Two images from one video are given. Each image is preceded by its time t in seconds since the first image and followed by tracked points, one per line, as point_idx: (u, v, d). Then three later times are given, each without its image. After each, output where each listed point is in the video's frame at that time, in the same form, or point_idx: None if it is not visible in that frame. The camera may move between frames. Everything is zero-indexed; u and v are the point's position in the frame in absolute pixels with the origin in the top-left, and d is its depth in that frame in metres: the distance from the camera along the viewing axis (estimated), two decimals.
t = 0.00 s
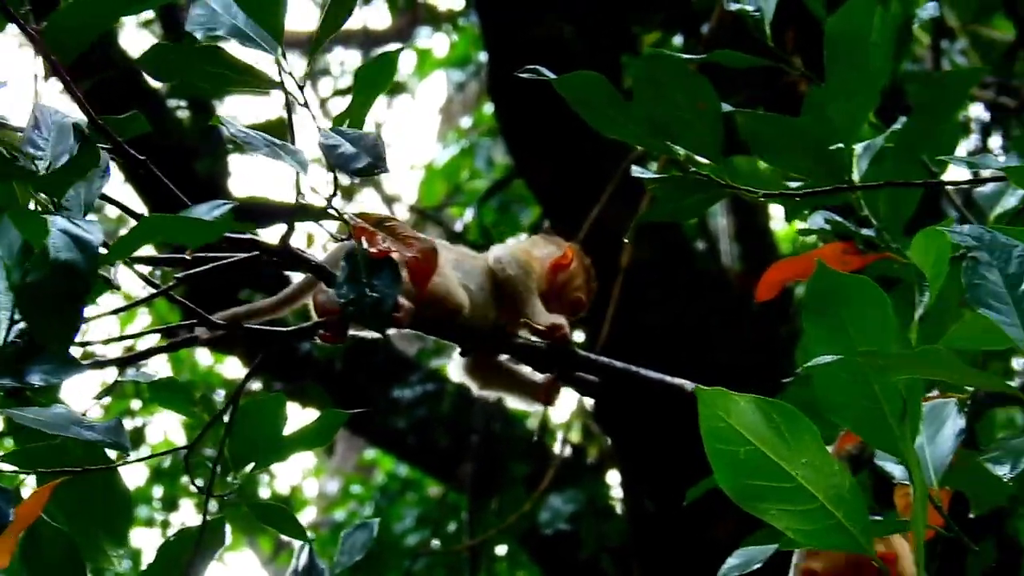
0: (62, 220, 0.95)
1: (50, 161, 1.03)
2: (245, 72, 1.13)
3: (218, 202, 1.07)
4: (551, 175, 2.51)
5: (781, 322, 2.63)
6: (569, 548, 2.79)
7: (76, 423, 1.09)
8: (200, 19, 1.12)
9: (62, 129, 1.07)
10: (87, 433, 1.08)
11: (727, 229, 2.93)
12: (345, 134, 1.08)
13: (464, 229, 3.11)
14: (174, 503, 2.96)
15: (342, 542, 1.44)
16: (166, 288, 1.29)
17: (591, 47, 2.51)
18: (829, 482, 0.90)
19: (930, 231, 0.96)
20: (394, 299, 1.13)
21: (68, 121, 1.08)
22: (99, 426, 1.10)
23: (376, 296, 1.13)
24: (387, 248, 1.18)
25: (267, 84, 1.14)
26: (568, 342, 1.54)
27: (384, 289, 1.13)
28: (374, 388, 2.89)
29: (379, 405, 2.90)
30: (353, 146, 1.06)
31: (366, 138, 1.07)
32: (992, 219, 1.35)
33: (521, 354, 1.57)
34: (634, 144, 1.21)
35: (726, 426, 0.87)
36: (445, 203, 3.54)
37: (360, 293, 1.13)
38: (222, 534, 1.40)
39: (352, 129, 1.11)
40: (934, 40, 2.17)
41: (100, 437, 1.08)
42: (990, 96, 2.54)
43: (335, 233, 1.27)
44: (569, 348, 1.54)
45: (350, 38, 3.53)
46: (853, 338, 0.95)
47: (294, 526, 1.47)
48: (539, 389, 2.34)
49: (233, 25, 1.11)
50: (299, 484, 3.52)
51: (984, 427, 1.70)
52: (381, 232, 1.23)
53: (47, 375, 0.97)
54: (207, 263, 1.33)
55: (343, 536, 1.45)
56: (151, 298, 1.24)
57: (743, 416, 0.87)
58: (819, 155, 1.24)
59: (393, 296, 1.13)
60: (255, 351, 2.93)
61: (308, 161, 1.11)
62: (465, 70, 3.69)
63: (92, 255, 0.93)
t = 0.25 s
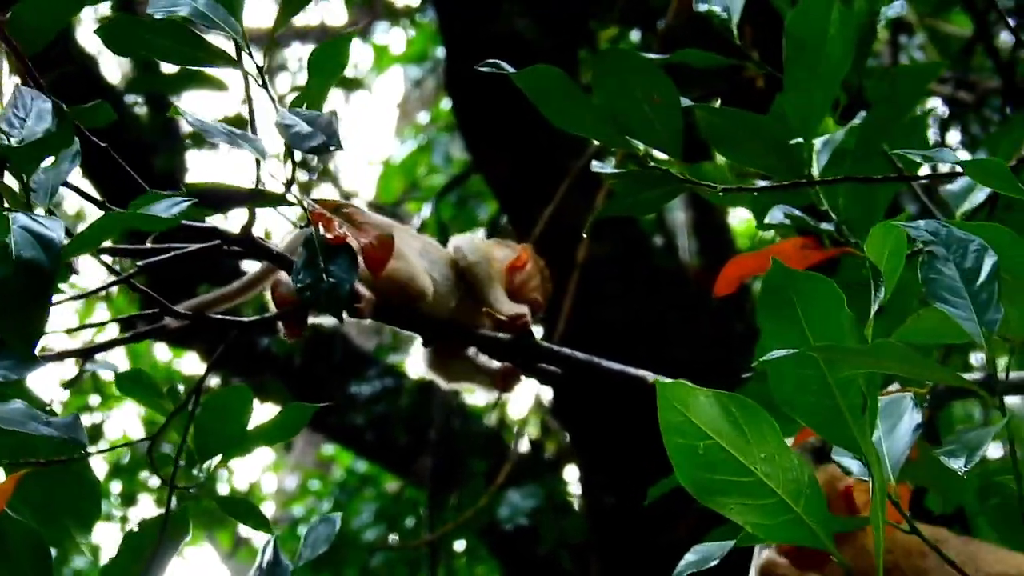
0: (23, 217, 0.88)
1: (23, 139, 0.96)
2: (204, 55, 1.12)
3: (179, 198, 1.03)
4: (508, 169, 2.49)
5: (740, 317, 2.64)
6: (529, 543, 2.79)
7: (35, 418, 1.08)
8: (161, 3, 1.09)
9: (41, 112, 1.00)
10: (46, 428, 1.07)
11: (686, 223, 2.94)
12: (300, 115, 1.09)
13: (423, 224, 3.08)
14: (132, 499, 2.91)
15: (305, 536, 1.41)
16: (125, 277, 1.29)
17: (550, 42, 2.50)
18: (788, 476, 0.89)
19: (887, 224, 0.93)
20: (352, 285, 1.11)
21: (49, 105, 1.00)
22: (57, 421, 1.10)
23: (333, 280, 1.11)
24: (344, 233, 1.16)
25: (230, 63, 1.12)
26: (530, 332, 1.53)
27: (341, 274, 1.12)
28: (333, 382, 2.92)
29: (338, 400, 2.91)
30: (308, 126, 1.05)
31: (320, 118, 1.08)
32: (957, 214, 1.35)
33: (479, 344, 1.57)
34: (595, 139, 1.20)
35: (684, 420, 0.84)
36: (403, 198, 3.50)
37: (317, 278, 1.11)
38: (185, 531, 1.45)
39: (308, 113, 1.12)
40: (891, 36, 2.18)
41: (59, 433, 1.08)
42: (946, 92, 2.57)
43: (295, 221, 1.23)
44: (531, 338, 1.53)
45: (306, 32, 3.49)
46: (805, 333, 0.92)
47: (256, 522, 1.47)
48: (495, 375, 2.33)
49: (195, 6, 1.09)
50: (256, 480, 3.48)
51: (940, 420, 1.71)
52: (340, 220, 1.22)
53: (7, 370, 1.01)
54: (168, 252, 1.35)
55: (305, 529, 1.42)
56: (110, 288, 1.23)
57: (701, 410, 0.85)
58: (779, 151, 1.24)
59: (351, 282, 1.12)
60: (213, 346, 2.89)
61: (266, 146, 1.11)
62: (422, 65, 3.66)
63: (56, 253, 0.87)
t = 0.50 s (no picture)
0: (17, 194, 0.90)
1: None
2: (181, 41, 1.13)
3: (170, 180, 1.05)
4: (491, 158, 2.48)
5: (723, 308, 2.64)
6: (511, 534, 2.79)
7: (20, 395, 1.04)
8: None
9: (17, 93, 0.96)
10: (34, 405, 1.04)
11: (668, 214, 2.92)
12: (290, 105, 1.08)
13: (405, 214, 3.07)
14: (113, 489, 2.89)
15: (293, 522, 1.40)
16: (112, 260, 1.29)
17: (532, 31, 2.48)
18: (767, 467, 0.88)
19: (870, 214, 0.93)
20: (337, 274, 1.09)
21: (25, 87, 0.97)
22: (44, 399, 1.06)
23: (319, 270, 1.09)
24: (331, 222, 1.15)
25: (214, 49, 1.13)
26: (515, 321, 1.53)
27: (327, 264, 1.10)
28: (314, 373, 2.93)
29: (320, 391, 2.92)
30: (296, 117, 1.06)
31: (309, 109, 1.08)
32: (943, 204, 1.35)
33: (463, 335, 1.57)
34: (579, 128, 1.18)
35: (662, 411, 0.83)
36: (384, 189, 3.48)
37: (302, 266, 1.10)
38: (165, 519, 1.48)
39: (296, 101, 1.11)
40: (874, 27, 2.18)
41: (48, 410, 1.05)
42: (929, 83, 2.57)
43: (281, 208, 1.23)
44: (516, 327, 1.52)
45: (286, 21, 3.46)
46: (788, 321, 0.92)
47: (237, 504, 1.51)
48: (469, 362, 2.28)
49: None
50: (238, 471, 3.46)
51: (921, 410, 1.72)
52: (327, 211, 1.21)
53: None
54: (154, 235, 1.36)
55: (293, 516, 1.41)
56: (94, 270, 1.23)
57: (679, 401, 0.84)
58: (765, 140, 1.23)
59: (336, 270, 1.10)
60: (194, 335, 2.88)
61: (254, 134, 1.10)
62: (404, 56, 3.64)
63: (49, 229, 0.88)
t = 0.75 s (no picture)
0: (21, 177, 0.90)
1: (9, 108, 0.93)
2: (180, 23, 1.14)
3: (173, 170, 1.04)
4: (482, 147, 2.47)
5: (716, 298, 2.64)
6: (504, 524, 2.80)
7: (19, 382, 1.03)
8: None
9: (31, 82, 0.97)
10: (31, 392, 1.02)
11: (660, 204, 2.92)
12: (288, 95, 1.07)
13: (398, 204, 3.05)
14: (106, 478, 2.89)
15: (286, 515, 1.39)
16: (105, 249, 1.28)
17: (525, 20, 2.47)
18: (761, 457, 0.87)
19: (863, 202, 0.92)
20: (330, 264, 1.09)
21: (40, 77, 0.98)
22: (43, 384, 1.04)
23: (312, 260, 1.08)
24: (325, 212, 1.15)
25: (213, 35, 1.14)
26: (509, 310, 1.52)
27: (319, 254, 1.09)
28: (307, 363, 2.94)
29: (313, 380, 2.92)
30: (298, 107, 1.05)
31: (310, 99, 1.07)
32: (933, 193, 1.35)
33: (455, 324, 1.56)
34: (573, 114, 1.19)
35: (656, 402, 0.83)
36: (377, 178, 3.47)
37: (295, 256, 1.09)
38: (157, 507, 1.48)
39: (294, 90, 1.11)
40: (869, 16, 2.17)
41: (45, 397, 1.02)
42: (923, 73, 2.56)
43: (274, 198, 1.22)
44: (509, 316, 1.51)
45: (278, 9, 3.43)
46: (783, 312, 0.91)
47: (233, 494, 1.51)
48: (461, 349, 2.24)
49: None
50: (231, 460, 3.46)
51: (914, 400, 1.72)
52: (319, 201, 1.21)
53: None
54: (145, 222, 1.34)
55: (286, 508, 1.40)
56: (86, 258, 1.22)
57: (674, 392, 0.83)
58: (757, 129, 1.23)
59: (329, 261, 1.09)
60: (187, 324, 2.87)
61: (250, 123, 1.09)
62: (397, 45, 3.62)
63: (50, 214, 0.87)
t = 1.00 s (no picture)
0: (19, 182, 0.92)
1: None
2: (174, 28, 1.13)
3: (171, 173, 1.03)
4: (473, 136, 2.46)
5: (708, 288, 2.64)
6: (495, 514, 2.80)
7: (15, 384, 1.06)
8: None
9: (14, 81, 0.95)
10: (27, 394, 1.05)
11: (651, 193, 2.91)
12: (274, 88, 1.07)
13: (389, 194, 3.04)
14: (97, 468, 2.88)
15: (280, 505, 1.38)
16: (97, 240, 1.27)
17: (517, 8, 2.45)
18: (755, 449, 0.87)
19: (855, 194, 0.91)
20: (322, 258, 1.08)
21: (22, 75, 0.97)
22: (37, 388, 1.08)
23: (305, 254, 1.08)
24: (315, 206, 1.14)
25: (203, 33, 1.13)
26: (499, 302, 1.51)
27: (312, 249, 1.08)
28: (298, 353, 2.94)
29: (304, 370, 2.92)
30: (284, 100, 1.04)
31: (296, 93, 1.06)
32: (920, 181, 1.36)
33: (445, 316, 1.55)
34: (564, 104, 1.18)
35: (650, 392, 0.82)
36: (369, 168, 3.46)
37: (287, 251, 1.08)
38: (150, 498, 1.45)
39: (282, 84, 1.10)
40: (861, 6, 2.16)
41: (40, 400, 1.06)
42: (916, 63, 2.55)
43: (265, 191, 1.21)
44: (500, 307, 1.51)
45: None
46: (776, 305, 0.90)
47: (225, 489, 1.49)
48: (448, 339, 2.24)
49: None
50: (222, 450, 3.45)
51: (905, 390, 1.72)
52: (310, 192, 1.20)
53: None
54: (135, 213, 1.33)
55: (280, 499, 1.39)
56: (78, 250, 1.21)
57: (668, 381, 0.83)
58: (746, 115, 1.22)
59: (321, 255, 1.08)
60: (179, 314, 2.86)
61: (239, 116, 1.10)
62: (389, 35, 3.59)
63: (48, 219, 0.90)
